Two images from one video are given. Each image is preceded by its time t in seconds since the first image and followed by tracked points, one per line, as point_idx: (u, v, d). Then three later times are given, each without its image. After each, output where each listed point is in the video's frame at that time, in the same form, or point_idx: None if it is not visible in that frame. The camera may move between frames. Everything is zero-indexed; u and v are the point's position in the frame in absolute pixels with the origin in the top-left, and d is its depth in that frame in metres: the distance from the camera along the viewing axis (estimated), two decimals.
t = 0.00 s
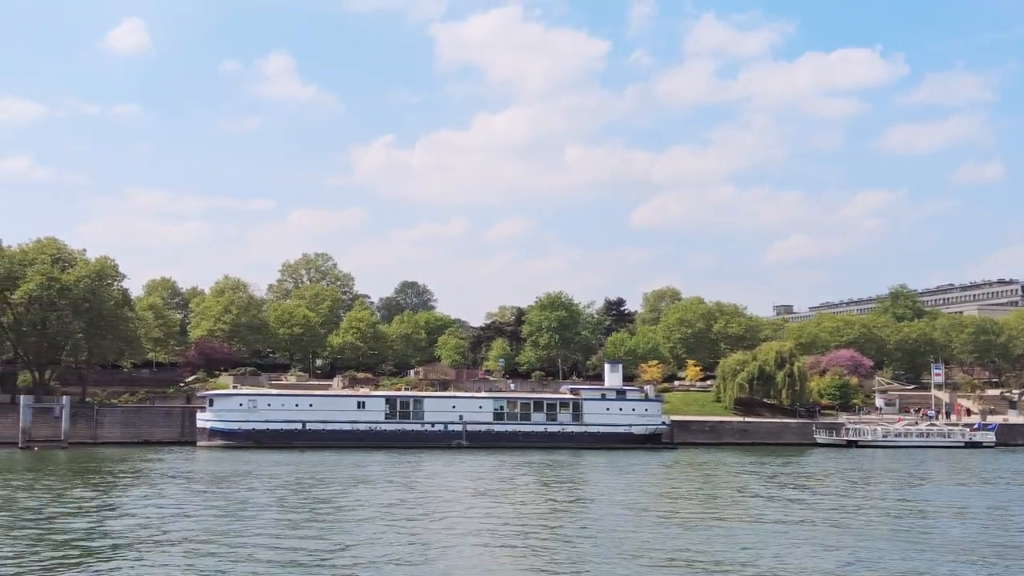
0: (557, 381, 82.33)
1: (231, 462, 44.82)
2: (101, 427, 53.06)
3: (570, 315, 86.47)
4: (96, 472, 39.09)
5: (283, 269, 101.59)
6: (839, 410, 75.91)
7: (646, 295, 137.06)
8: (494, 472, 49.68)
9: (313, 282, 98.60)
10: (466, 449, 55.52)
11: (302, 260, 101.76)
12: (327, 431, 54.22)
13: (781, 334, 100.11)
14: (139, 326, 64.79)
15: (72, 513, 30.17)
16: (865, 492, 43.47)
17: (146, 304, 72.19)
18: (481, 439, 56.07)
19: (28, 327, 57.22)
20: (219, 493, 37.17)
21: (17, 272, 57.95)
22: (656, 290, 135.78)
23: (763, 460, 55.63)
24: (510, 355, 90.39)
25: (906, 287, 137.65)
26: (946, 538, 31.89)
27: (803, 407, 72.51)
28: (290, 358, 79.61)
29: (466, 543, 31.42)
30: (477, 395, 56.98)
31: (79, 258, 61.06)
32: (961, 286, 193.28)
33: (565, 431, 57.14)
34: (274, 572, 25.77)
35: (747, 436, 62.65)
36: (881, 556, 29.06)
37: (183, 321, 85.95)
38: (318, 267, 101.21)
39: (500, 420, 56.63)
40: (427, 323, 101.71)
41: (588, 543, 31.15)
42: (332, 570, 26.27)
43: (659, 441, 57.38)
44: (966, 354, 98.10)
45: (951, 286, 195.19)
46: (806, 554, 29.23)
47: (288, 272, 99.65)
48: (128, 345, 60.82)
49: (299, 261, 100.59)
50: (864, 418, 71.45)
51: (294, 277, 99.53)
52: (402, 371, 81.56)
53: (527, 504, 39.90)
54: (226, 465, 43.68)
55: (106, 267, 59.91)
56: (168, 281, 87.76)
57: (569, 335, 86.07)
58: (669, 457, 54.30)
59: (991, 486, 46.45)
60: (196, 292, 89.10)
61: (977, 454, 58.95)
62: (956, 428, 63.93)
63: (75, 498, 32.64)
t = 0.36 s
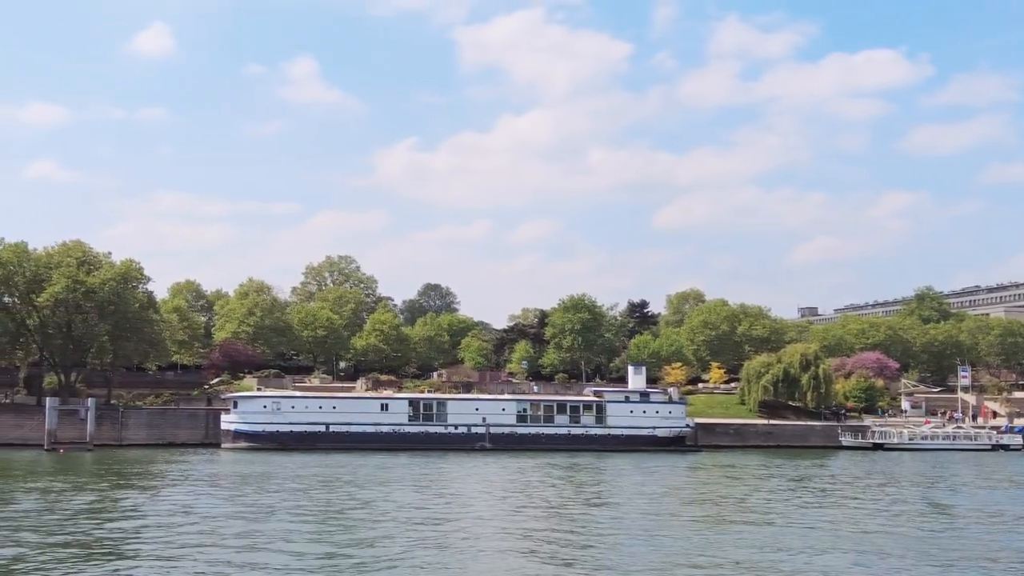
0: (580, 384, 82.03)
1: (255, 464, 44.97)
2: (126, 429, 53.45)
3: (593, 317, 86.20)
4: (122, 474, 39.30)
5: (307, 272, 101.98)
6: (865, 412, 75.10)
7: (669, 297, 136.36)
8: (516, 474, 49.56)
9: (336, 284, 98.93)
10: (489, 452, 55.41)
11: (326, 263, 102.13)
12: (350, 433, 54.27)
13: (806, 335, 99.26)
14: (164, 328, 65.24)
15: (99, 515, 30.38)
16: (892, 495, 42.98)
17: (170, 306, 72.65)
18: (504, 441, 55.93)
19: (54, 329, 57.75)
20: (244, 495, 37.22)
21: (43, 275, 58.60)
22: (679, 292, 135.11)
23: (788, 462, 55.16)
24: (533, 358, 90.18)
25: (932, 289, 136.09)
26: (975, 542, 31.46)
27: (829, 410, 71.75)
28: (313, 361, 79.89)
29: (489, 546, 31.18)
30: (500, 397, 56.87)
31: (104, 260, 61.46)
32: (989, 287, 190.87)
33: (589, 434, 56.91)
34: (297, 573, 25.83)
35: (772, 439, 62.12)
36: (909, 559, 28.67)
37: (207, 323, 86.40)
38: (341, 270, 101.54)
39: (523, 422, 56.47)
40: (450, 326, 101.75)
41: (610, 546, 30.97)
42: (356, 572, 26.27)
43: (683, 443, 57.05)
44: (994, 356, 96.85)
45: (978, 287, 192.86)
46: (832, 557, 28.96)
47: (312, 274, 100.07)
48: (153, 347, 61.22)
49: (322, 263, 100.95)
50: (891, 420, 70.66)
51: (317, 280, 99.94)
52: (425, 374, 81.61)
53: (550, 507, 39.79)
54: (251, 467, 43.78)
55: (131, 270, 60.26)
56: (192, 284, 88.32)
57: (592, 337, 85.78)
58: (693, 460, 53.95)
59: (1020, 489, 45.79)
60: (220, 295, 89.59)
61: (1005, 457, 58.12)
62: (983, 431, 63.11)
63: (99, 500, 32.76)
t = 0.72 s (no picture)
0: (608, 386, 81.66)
1: (284, 465, 45.14)
2: (157, 430, 53.85)
3: (622, 319, 85.81)
4: (152, 475, 39.57)
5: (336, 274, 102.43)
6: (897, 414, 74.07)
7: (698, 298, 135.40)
8: (544, 476, 49.38)
9: (365, 286, 99.25)
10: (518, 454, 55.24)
11: (355, 265, 102.49)
12: (378, 434, 54.32)
13: (837, 337, 98.16)
14: (194, 330, 65.78)
15: (129, 516, 30.58)
16: (926, 497, 42.30)
17: (201, 308, 73.19)
18: (533, 442, 55.74)
19: (86, 331, 58.46)
20: (273, 495, 37.35)
21: (75, 277, 59.39)
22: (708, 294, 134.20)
23: (819, 465, 54.49)
24: (561, 360, 89.91)
25: (966, 290, 134.07)
26: (1012, 545, 30.85)
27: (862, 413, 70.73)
28: (342, 362, 80.17)
29: (516, 548, 30.90)
30: (528, 399, 56.70)
31: (135, 262, 62.05)
32: None
33: (617, 436, 56.57)
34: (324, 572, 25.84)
35: (802, 441, 61.43)
36: (944, 562, 28.17)
37: (238, 325, 86.94)
38: (369, 271, 101.87)
39: (551, 424, 56.25)
40: (478, 327, 101.72)
41: (639, 548, 30.70)
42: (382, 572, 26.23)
43: (713, 445, 56.59)
44: None
45: (1013, 288, 189.81)
46: (865, 560, 28.52)
47: (341, 276, 100.49)
48: (183, 349, 61.76)
49: (351, 265, 101.35)
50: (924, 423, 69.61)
51: (346, 282, 100.33)
52: (453, 376, 81.62)
53: (578, 509, 39.58)
54: (279, 469, 43.89)
55: (161, 272, 60.76)
56: (222, 286, 88.98)
57: (620, 339, 85.35)
58: (723, 462, 53.47)
59: None
60: (250, 297, 90.21)
61: None
62: (1018, 433, 61.95)
63: (130, 500, 33.00)
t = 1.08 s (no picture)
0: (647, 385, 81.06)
1: (325, 464, 45.34)
2: (200, 429, 54.38)
3: (661, 318, 85.16)
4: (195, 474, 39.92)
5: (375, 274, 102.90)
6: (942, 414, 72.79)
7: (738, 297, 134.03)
8: (584, 475, 49.06)
9: (404, 286, 99.60)
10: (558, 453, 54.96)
11: (393, 265, 102.87)
12: (418, 434, 54.37)
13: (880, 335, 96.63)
14: (235, 330, 66.53)
15: (172, 514, 30.83)
16: (976, 499, 41.37)
17: (242, 309, 73.96)
18: (572, 442, 55.44)
19: (130, 332, 60.45)
20: (313, 494, 37.48)
21: (118, 278, 60.60)
22: (748, 293, 132.83)
23: (863, 465, 53.57)
24: (600, 359, 89.44)
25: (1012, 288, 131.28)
26: None
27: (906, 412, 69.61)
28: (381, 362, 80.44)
29: (556, 549, 30.38)
30: (568, 398, 56.42)
31: (178, 263, 63.37)
32: None
33: (658, 435, 56.05)
34: (365, 570, 25.82)
35: (846, 441, 60.42)
36: (995, 564, 27.48)
37: (278, 325, 87.57)
38: (408, 271, 102.20)
39: (591, 423, 55.89)
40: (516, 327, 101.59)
41: (681, 548, 30.31)
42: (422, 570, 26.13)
43: (754, 445, 55.87)
44: None
45: None
46: (912, 561, 27.91)
47: (379, 276, 100.91)
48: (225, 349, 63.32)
49: (390, 265, 101.74)
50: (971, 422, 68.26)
51: (385, 282, 100.73)
52: (492, 375, 81.55)
53: (618, 508, 39.25)
54: (320, 468, 43.99)
55: (204, 272, 62.52)
56: (263, 286, 89.86)
57: (659, 338, 84.70)
58: (765, 462, 52.78)
59: None
60: (290, 296, 90.95)
61: None
62: None
63: (173, 499, 33.30)
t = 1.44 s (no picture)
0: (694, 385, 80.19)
1: (368, 464, 45.55)
2: (247, 431, 54.95)
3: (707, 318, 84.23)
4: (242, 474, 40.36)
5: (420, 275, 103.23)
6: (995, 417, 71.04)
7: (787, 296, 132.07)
8: (629, 477, 48.69)
9: (449, 287, 99.86)
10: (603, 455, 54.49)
11: (438, 265, 103.12)
12: (462, 435, 54.32)
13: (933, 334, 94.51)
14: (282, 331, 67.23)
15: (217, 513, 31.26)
16: None
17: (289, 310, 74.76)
18: (618, 443, 54.93)
19: (179, 332, 62.13)
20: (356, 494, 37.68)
21: (168, 282, 63.25)
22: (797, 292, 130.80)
23: (915, 468, 52.42)
24: (646, 359, 88.70)
25: None
26: None
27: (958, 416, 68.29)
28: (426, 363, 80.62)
29: (597, 552, 30.12)
30: (613, 399, 56.05)
31: (225, 264, 64.57)
32: None
33: (704, 437, 55.34)
34: (405, 568, 25.93)
35: (898, 443, 59.16)
36: None
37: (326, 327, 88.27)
38: (453, 272, 102.40)
39: (636, 425, 55.37)
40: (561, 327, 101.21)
41: (725, 550, 29.94)
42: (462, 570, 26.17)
43: (803, 447, 54.97)
44: None
45: None
46: (963, 566, 27.23)
47: (424, 277, 101.23)
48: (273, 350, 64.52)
49: (435, 266, 102.03)
50: None
51: (430, 282, 101.02)
52: (537, 376, 81.31)
53: (662, 510, 38.92)
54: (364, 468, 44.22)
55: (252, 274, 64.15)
56: (309, 287, 90.60)
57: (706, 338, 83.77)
58: (814, 464, 51.91)
59: None
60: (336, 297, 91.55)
61: None
62: None
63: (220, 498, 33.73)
